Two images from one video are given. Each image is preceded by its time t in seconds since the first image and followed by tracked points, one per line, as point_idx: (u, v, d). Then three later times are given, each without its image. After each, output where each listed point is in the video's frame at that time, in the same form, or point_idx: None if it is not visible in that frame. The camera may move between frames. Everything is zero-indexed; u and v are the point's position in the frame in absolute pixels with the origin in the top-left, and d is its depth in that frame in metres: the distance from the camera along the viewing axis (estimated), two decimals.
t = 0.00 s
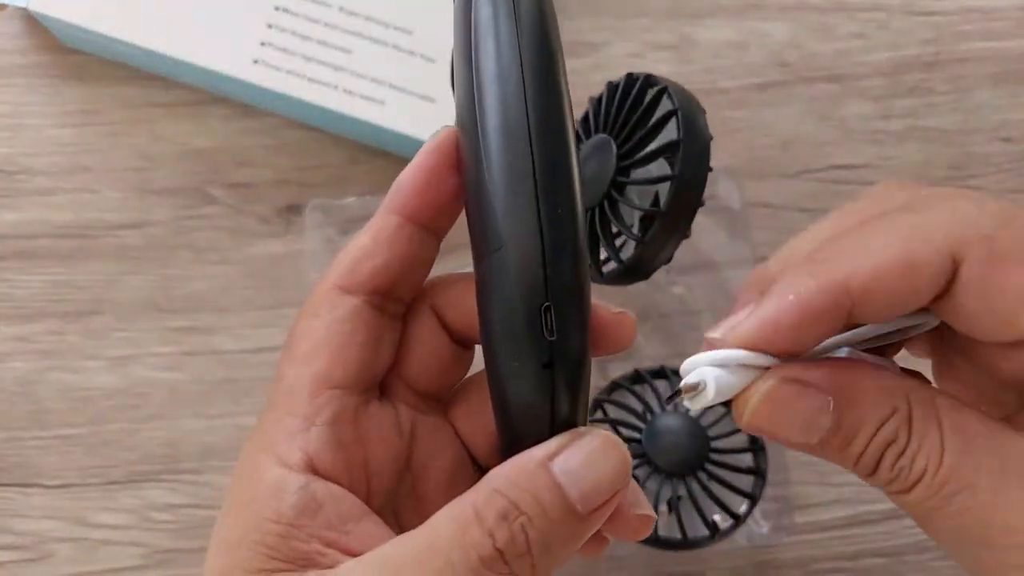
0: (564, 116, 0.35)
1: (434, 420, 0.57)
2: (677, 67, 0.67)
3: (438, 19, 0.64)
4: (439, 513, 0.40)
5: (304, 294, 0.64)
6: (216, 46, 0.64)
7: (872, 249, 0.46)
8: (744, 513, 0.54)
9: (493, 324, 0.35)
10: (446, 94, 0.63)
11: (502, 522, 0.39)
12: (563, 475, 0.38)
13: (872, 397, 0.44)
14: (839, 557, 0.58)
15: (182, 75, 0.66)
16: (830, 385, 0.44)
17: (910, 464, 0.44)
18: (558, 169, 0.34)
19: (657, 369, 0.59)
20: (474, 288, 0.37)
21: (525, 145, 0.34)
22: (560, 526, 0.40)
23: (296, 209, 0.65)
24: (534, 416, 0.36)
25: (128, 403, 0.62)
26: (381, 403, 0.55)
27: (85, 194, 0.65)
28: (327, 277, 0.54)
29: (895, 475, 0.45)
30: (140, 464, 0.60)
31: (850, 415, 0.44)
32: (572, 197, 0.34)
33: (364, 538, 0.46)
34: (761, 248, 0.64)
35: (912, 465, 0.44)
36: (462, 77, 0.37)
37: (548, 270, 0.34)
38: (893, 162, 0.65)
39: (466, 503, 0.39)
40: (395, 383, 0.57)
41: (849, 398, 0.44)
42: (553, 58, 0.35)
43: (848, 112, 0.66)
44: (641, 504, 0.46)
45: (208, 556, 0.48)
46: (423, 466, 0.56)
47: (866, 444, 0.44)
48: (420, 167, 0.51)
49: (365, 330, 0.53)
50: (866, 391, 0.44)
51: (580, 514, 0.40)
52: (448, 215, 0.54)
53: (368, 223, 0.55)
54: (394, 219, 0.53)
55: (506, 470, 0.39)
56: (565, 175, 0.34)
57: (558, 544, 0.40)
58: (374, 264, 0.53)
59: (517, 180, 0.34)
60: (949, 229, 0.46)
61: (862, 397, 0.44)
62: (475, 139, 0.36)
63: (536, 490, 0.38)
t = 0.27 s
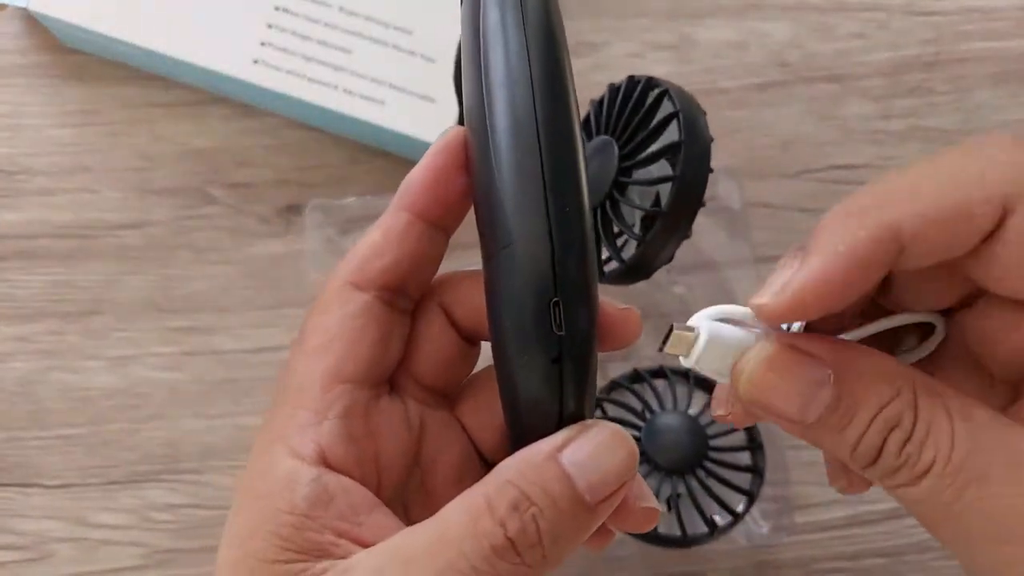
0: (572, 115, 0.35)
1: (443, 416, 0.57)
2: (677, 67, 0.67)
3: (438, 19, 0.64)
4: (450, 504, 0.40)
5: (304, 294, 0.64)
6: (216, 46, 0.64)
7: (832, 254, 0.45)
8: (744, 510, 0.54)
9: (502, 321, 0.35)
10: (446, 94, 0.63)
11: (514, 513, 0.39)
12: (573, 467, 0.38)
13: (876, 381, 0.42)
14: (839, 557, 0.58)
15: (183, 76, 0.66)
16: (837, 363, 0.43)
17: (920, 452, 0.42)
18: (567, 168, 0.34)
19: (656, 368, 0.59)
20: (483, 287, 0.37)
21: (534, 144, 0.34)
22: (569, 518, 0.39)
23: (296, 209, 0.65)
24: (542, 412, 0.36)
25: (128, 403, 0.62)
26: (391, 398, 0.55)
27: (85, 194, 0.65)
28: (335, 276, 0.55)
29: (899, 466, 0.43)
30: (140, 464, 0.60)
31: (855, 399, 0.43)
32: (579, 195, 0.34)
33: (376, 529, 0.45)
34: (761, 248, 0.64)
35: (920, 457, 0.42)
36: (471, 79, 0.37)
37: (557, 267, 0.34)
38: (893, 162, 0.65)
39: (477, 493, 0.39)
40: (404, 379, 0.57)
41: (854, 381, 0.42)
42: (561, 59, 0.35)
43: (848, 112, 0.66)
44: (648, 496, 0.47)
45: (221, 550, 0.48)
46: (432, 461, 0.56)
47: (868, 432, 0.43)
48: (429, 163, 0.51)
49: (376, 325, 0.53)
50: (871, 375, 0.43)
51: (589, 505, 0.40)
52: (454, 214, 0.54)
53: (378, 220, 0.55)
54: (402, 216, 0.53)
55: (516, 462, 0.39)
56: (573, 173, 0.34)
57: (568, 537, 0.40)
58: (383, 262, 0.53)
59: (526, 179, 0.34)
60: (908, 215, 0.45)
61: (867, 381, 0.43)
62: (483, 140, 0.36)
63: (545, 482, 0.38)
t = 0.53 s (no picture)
0: (561, 112, 0.35)
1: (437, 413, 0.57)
2: (677, 67, 0.67)
3: (437, 18, 0.64)
4: (441, 494, 0.40)
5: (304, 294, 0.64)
6: (216, 46, 0.64)
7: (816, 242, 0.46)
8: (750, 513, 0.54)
9: (492, 314, 0.36)
10: (446, 94, 0.63)
11: (502, 503, 0.39)
12: (562, 457, 0.38)
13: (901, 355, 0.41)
14: (839, 558, 0.58)
15: (182, 76, 0.66)
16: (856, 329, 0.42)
17: (942, 430, 0.41)
18: (555, 163, 0.34)
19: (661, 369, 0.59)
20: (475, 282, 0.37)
21: (523, 140, 0.34)
22: (559, 509, 0.39)
23: (296, 209, 0.65)
24: (533, 404, 0.36)
25: (128, 403, 0.62)
26: (386, 394, 0.55)
27: (85, 194, 0.65)
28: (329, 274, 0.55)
29: (920, 446, 0.42)
30: (139, 464, 0.60)
31: (879, 369, 0.41)
32: (568, 189, 0.34)
33: (369, 522, 0.45)
34: (761, 248, 0.64)
35: (941, 436, 0.41)
36: (462, 76, 0.37)
37: (545, 261, 0.34)
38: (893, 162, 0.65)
39: (467, 484, 0.39)
40: (399, 376, 0.57)
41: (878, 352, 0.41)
42: (551, 56, 0.36)
43: (848, 112, 0.66)
44: (639, 490, 0.47)
45: (216, 545, 0.48)
46: (427, 458, 0.56)
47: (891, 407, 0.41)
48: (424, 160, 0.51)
49: (370, 322, 0.53)
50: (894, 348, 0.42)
51: (580, 497, 0.39)
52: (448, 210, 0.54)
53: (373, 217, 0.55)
54: (396, 214, 0.53)
55: (506, 453, 0.39)
56: (562, 168, 0.34)
57: (557, 528, 0.40)
58: (377, 259, 0.53)
59: (514, 174, 0.34)
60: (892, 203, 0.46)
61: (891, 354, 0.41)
62: (474, 137, 0.36)
63: (536, 473, 0.38)
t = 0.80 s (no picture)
0: (551, 116, 0.35)
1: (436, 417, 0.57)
2: (678, 67, 0.67)
3: (438, 19, 0.64)
4: (433, 493, 0.40)
5: (304, 294, 0.64)
6: (216, 46, 0.63)
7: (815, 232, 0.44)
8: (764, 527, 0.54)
9: (480, 315, 0.35)
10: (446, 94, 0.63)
11: (488, 500, 0.38)
12: (551, 456, 0.37)
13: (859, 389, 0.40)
14: (841, 558, 0.58)
15: (182, 76, 0.66)
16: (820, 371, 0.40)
17: (902, 469, 0.39)
18: (544, 164, 0.34)
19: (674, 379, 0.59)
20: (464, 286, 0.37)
21: (512, 141, 0.35)
22: (548, 510, 0.39)
23: (297, 209, 0.65)
24: (523, 405, 0.36)
25: (128, 403, 0.61)
26: (382, 396, 0.55)
27: (84, 194, 0.65)
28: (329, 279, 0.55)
29: (885, 486, 0.40)
30: (139, 464, 0.60)
31: (832, 408, 0.40)
32: (557, 190, 0.35)
33: (362, 522, 0.45)
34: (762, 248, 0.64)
35: (899, 476, 0.39)
36: (455, 83, 0.38)
37: (533, 261, 0.34)
38: (894, 163, 0.65)
39: (457, 481, 0.39)
40: (397, 379, 0.57)
41: (832, 387, 0.40)
42: (541, 62, 0.36)
43: (849, 113, 0.66)
44: (633, 491, 0.46)
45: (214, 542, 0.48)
46: (423, 457, 0.56)
47: (848, 446, 0.40)
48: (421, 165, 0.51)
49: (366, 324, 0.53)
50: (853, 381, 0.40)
51: (571, 498, 0.39)
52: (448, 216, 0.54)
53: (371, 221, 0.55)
54: (393, 219, 0.53)
55: (496, 451, 0.38)
56: (550, 169, 0.35)
57: (547, 528, 0.39)
58: (374, 263, 0.53)
59: (504, 174, 0.35)
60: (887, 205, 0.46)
61: (846, 390, 0.40)
62: (464, 140, 0.36)
63: (524, 472, 0.38)
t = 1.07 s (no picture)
0: (569, 121, 0.35)
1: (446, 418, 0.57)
2: (678, 67, 0.67)
3: (438, 18, 0.64)
4: (450, 501, 0.40)
5: (304, 294, 0.64)
6: (216, 47, 0.63)
7: (761, 290, 0.44)
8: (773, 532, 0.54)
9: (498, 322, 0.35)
10: (446, 94, 0.63)
11: (506, 511, 0.39)
12: (569, 466, 0.37)
13: (813, 450, 0.43)
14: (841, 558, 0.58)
15: (183, 76, 0.66)
16: (772, 427, 0.43)
17: (851, 524, 0.43)
18: (563, 170, 0.34)
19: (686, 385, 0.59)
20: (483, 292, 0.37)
21: (529, 147, 0.34)
22: (566, 518, 0.39)
23: (297, 209, 0.65)
24: (539, 411, 0.36)
25: (128, 403, 0.62)
26: (395, 400, 0.55)
27: (85, 194, 0.65)
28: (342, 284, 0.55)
29: (840, 532, 0.44)
30: (139, 464, 0.60)
31: (789, 466, 0.43)
32: (575, 195, 0.34)
33: (376, 527, 0.45)
34: (762, 248, 0.64)
35: (852, 530, 0.44)
36: (473, 86, 0.38)
37: (550, 267, 0.34)
38: (894, 163, 0.65)
39: (474, 490, 0.39)
40: (410, 383, 0.57)
41: (788, 446, 0.43)
42: (561, 68, 0.36)
43: (850, 112, 0.66)
44: (651, 500, 0.46)
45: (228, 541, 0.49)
46: (435, 462, 0.56)
47: (801, 495, 0.44)
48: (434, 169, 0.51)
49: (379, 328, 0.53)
50: (808, 443, 0.43)
51: (590, 507, 0.39)
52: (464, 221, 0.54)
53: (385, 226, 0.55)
54: (408, 223, 0.53)
55: (515, 460, 0.38)
56: (568, 175, 0.34)
57: (565, 536, 0.40)
58: (388, 267, 0.53)
59: (521, 181, 0.34)
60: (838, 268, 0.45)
61: (799, 450, 0.43)
62: (484, 146, 0.36)
63: (541, 482, 0.38)
